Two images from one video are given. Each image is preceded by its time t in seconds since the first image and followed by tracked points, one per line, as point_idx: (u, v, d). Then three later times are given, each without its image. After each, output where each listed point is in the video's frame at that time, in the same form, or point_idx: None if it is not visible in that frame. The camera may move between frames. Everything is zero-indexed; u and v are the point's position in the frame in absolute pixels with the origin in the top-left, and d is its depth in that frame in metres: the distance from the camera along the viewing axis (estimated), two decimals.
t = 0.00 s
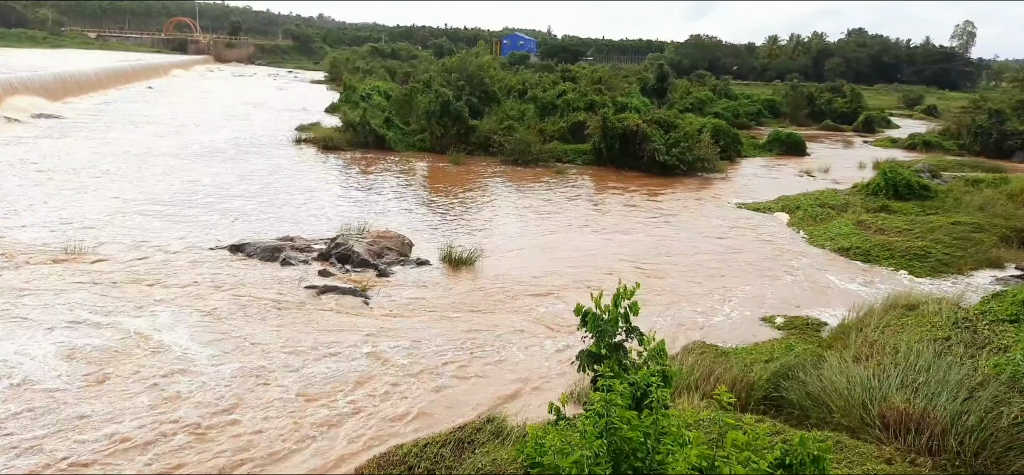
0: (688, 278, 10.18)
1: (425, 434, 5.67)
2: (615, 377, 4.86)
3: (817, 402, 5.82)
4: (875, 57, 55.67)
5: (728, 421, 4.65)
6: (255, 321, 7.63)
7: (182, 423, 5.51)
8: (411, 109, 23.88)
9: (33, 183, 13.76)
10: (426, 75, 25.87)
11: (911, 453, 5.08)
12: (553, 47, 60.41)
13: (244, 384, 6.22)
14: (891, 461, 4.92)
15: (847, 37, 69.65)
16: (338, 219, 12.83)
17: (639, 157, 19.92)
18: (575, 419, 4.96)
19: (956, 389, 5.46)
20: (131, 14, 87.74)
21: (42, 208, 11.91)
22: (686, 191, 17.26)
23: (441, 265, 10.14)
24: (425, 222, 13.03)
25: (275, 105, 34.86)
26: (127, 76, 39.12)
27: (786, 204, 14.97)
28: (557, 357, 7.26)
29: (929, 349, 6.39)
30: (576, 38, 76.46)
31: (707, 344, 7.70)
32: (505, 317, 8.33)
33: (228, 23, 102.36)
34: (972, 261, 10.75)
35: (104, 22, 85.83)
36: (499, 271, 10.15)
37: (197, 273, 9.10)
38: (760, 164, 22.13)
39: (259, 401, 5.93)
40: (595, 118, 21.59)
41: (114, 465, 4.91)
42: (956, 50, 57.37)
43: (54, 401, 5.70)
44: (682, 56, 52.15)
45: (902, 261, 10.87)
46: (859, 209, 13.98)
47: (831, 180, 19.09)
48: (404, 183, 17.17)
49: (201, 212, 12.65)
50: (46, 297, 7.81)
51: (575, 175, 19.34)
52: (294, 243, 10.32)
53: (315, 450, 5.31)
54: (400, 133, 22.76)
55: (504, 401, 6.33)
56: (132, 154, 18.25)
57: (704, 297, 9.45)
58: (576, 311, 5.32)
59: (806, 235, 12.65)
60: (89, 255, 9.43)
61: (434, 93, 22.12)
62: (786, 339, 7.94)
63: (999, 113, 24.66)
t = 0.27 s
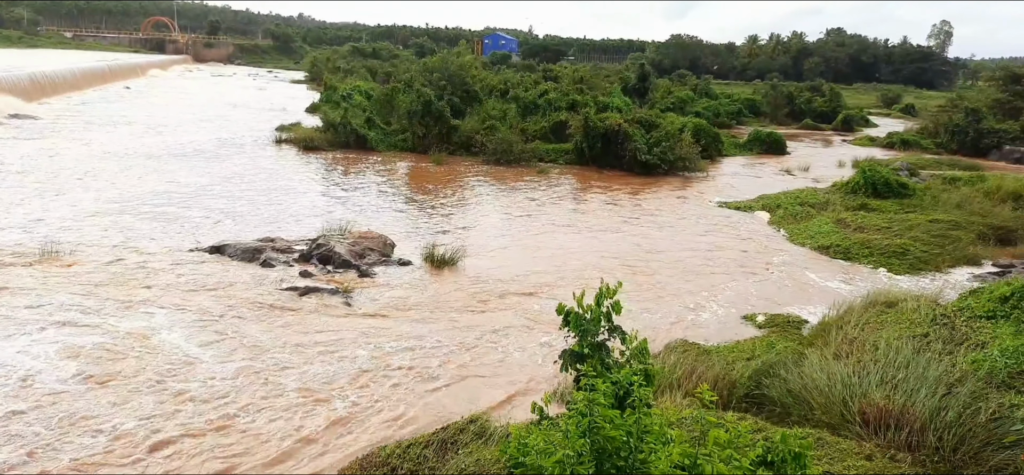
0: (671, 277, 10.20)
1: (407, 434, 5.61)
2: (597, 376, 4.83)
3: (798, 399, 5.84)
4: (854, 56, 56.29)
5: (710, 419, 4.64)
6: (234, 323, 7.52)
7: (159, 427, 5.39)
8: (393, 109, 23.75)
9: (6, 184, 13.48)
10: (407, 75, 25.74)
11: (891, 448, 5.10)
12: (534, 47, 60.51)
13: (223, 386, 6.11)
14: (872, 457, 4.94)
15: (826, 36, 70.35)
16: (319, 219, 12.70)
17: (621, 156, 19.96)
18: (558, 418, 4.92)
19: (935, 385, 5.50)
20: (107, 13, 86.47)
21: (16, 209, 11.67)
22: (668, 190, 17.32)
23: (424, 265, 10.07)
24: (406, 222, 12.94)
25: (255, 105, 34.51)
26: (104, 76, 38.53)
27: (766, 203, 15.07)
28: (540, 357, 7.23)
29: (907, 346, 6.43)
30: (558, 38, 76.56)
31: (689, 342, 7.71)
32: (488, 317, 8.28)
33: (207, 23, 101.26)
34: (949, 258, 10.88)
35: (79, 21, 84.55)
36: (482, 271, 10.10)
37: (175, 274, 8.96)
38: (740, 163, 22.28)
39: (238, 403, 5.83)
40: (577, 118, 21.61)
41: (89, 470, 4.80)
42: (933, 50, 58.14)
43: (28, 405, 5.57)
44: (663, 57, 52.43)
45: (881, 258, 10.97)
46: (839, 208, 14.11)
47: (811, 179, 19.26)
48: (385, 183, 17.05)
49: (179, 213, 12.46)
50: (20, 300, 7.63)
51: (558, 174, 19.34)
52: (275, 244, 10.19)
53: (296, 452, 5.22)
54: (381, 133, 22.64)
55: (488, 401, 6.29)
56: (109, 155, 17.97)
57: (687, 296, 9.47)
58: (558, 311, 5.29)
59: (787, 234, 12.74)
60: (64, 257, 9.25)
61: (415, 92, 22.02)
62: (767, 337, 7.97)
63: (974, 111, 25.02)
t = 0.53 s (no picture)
0: (650, 277, 10.22)
1: (387, 436, 5.53)
2: (578, 377, 4.79)
3: (776, 397, 5.87)
4: (829, 57, 57.03)
5: (690, 418, 4.62)
6: (210, 326, 7.39)
7: (132, 434, 5.27)
8: (371, 109, 23.58)
9: None
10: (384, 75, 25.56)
11: (868, 445, 5.13)
12: (512, 47, 60.56)
13: (199, 390, 5.99)
14: (849, 454, 4.96)
15: (802, 36, 71.21)
16: (296, 221, 12.54)
17: (600, 156, 20.01)
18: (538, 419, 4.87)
19: (910, 381, 5.54)
20: (78, 12, 84.86)
21: None
22: (646, 190, 17.39)
23: (403, 266, 9.98)
24: (384, 224, 12.83)
25: (231, 106, 34.07)
26: (76, 76, 37.80)
27: (744, 202, 15.19)
28: (520, 358, 7.18)
29: (883, 344, 6.49)
30: (537, 38, 76.69)
31: (669, 342, 7.72)
32: (466, 318, 8.22)
33: (181, 22, 99.89)
34: (923, 256, 11.03)
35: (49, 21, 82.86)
36: (461, 272, 10.03)
37: (149, 277, 8.77)
38: (718, 163, 22.45)
39: (214, 408, 5.72)
40: (556, 118, 21.63)
41: None
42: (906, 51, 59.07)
43: None
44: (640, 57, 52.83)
45: (857, 257, 11.10)
46: (815, 207, 14.26)
47: (788, 178, 19.44)
48: (363, 184, 16.90)
49: (153, 215, 12.23)
50: None
51: (537, 175, 19.32)
52: (251, 246, 10.04)
53: (274, 457, 5.12)
54: (359, 134, 22.49)
55: (467, 402, 6.22)
56: (80, 156, 17.62)
57: (666, 295, 9.50)
58: (538, 311, 5.25)
59: (765, 233, 12.84)
60: (34, 260, 9.03)
61: (393, 93, 21.89)
62: (745, 335, 8.02)
63: (946, 111, 25.44)
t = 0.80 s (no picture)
0: (629, 277, 10.24)
1: (366, 439, 5.46)
2: (557, 377, 4.76)
3: (754, 396, 5.89)
4: (804, 58, 57.76)
5: (669, 418, 4.61)
6: (185, 332, 7.25)
7: (103, 444, 5.14)
8: (348, 111, 23.41)
9: None
10: (362, 76, 25.39)
11: (845, 442, 5.16)
12: (491, 48, 60.57)
13: (173, 397, 5.87)
14: (827, 451, 4.98)
15: (778, 37, 72.02)
16: (273, 224, 12.39)
17: (579, 157, 20.05)
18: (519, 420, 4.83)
19: (886, 379, 5.59)
20: (49, 12, 83.31)
21: None
22: (626, 191, 17.46)
23: (382, 268, 9.90)
24: (363, 226, 12.72)
25: (206, 107, 33.64)
26: (46, 78, 37.09)
27: (722, 202, 15.30)
28: (501, 359, 7.14)
29: (859, 342, 6.55)
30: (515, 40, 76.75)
31: (648, 342, 7.73)
32: (446, 320, 8.17)
33: (155, 23, 98.47)
34: (898, 255, 11.18)
35: (18, 21, 81.21)
36: (441, 274, 9.97)
37: (123, 283, 8.60)
38: (696, 164, 22.61)
39: (190, 414, 5.60)
40: (535, 119, 21.63)
41: None
42: (879, 52, 59.99)
43: None
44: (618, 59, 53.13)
45: (834, 256, 11.22)
46: (791, 207, 14.40)
47: (765, 179, 19.63)
48: (341, 186, 16.75)
49: (126, 218, 12.01)
50: None
51: (516, 176, 19.30)
52: (228, 249, 9.89)
53: (250, 462, 5.03)
54: (337, 136, 22.32)
55: (448, 404, 6.17)
56: (50, 159, 17.27)
57: (646, 295, 9.52)
58: (517, 312, 5.22)
59: (742, 233, 12.94)
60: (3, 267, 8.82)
61: (371, 94, 21.75)
62: (723, 334, 8.05)
63: (919, 112, 25.86)
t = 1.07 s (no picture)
0: (612, 278, 10.25)
1: (348, 443, 5.40)
2: (540, 379, 4.74)
3: (736, 396, 5.91)
4: (783, 60, 58.38)
5: (652, 419, 4.60)
6: (161, 338, 7.11)
7: (76, 454, 5.02)
8: (329, 113, 23.24)
9: None
10: (343, 78, 25.24)
11: (826, 441, 5.19)
12: (472, 50, 60.53)
13: (150, 405, 5.75)
14: (808, 450, 5.01)
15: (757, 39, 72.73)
16: (252, 227, 12.25)
17: (561, 159, 20.07)
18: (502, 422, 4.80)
19: (865, 378, 5.63)
20: (22, 13, 81.91)
21: None
22: (608, 192, 17.50)
23: (364, 271, 9.82)
24: (344, 228, 12.62)
25: (185, 109, 33.25)
26: (20, 80, 36.49)
27: (703, 203, 15.38)
28: (484, 361, 7.10)
29: (839, 341, 6.60)
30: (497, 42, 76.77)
31: (631, 343, 7.74)
32: (429, 322, 8.12)
33: (132, 24, 97.23)
34: (877, 255, 11.31)
35: None
36: (423, 276, 9.91)
37: (99, 287, 8.45)
38: (677, 165, 22.74)
39: (169, 420, 5.51)
40: (517, 121, 21.62)
41: None
42: (856, 54, 60.77)
43: None
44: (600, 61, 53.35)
45: (814, 256, 11.31)
46: (771, 207, 14.51)
47: (745, 180, 19.79)
48: (322, 188, 16.61)
49: (102, 222, 11.81)
50: None
51: (498, 178, 19.28)
52: (207, 253, 9.76)
53: (231, 468, 4.95)
54: (317, 138, 22.16)
55: (432, 407, 6.12)
56: (24, 162, 16.95)
57: (628, 296, 9.54)
58: (500, 314, 5.19)
59: (723, 234, 13.02)
60: None
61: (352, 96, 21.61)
62: (705, 335, 8.08)
63: (896, 113, 26.20)
